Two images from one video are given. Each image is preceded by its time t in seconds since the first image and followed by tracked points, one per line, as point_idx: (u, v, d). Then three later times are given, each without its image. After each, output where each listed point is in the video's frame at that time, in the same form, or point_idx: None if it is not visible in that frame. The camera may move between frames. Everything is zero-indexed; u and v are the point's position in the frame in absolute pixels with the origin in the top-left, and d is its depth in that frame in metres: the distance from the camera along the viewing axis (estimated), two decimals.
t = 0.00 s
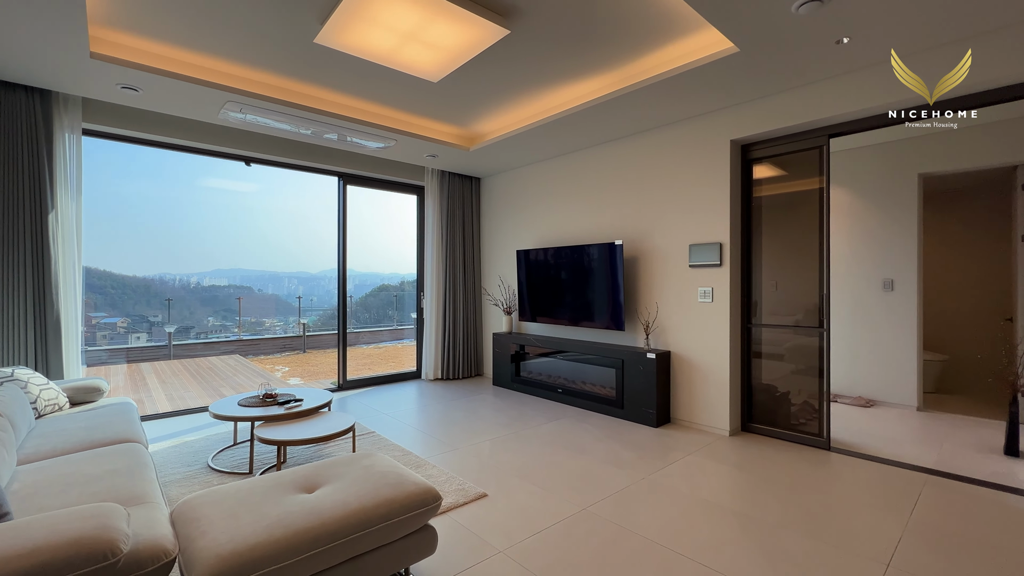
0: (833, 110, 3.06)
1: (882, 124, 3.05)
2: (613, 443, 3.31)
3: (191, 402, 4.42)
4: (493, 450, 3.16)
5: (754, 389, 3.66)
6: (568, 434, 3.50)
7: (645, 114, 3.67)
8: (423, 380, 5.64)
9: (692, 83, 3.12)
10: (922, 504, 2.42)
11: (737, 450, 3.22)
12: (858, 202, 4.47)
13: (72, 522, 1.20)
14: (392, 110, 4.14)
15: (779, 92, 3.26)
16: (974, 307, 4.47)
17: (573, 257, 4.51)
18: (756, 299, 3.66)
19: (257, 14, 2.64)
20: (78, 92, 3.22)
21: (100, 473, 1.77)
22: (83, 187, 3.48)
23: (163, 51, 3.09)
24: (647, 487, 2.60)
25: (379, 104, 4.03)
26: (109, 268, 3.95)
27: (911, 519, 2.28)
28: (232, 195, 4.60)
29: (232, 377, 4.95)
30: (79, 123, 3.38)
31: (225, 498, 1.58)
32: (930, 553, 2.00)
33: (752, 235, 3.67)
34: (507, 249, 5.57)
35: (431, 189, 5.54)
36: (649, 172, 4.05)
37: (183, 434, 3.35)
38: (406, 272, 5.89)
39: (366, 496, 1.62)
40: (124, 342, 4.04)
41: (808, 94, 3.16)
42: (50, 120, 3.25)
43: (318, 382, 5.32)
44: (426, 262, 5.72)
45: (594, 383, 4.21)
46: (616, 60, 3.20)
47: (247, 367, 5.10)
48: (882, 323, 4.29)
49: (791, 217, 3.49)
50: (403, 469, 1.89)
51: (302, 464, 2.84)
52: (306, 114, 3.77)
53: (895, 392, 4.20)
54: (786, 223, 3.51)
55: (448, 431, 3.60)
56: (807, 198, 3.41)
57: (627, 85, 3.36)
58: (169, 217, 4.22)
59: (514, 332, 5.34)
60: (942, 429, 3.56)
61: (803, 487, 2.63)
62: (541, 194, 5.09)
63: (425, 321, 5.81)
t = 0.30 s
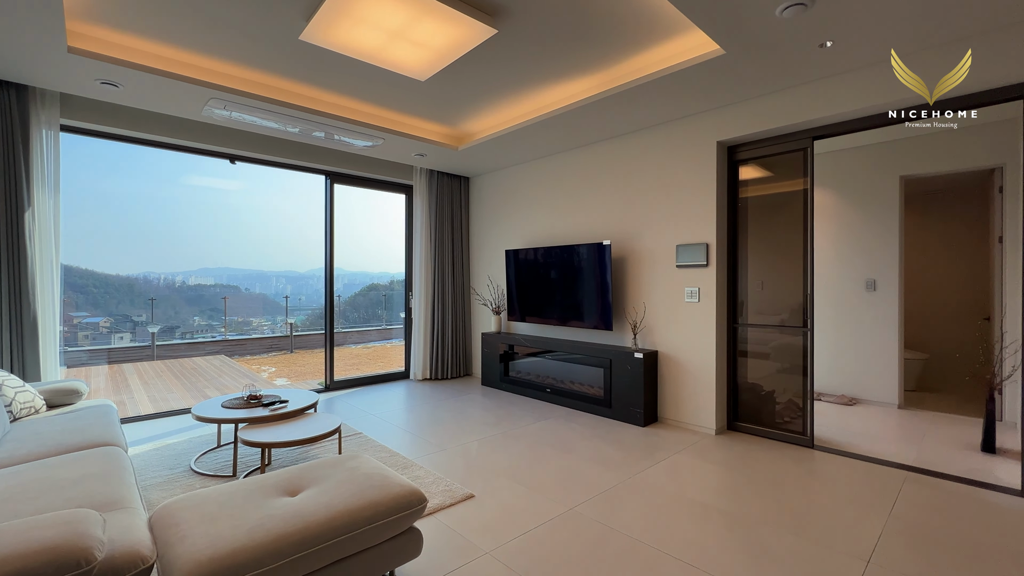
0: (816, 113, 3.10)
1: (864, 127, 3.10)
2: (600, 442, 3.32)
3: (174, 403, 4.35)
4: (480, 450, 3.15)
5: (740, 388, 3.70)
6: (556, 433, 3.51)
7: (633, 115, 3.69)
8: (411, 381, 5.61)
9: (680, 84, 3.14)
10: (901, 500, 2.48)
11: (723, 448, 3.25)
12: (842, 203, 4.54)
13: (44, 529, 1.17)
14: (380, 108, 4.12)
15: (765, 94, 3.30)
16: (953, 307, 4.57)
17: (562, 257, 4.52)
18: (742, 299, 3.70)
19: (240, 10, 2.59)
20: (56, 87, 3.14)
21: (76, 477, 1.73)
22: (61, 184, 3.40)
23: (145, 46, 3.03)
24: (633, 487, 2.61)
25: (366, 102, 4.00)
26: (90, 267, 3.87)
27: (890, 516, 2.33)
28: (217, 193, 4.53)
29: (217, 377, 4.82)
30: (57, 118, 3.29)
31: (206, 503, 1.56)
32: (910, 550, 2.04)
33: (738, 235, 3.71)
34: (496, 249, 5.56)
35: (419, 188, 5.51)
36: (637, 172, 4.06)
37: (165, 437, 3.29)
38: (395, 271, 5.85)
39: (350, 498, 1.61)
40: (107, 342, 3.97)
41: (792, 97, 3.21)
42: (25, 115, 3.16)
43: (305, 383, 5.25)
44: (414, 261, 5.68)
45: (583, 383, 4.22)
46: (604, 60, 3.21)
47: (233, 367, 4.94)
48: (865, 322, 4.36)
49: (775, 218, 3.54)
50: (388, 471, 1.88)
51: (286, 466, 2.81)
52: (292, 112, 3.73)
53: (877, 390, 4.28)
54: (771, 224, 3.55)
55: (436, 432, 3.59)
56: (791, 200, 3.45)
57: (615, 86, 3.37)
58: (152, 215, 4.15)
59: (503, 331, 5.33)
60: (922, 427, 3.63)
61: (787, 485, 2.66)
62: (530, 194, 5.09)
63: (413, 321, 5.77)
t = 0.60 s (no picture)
0: (806, 112, 3.10)
1: (853, 126, 3.10)
2: (590, 443, 3.29)
3: (156, 405, 4.25)
4: (469, 451, 3.11)
5: (730, 387, 3.69)
6: (545, 434, 3.48)
7: (623, 113, 3.66)
8: (400, 381, 5.55)
9: (670, 82, 3.12)
10: (889, 499, 2.48)
11: (712, 448, 3.24)
12: (830, 202, 4.57)
13: (3, 541, 1.10)
14: (367, 104, 4.05)
15: (755, 93, 3.29)
16: (939, 307, 4.62)
17: (552, 255, 4.49)
18: (732, 298, 3.69)
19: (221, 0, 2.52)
20: (30, 78, 3.04)
21: (44, 484, 1.66)
22: (36, 179, 3.29)
23: (122, 37, 2.94)
24: (623, 488, 2.58)
25: (353, 98, 3.94)
26: (75, 266, 3.77)
27: (878, 514, 2.33)
28: (201, 190, 4.43)
29: (200, 379, 4.83)
30: (31, 111, 3.19)
31: (181, 510, 1.50)
32: (899, 549, 2.04)
33: (728, 235, 3.71)
34: (486, 248, 5.51)
35: (408, 185, 5.44)
36: (627, 171, 4.04)
37: (145, 439, 3.20)
38: (384, 270, 5.78)
39: (332, 505, 1.55)
40: (91, 343, 3.85)
41: (782, 96, 3.20)
42: None
43: (291, 384, 5.16)
44: (403, 260, 5.61)
45: (573, 383, 4.19)
46: (595, 57, 3.18)
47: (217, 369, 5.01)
48: (853, 322, 4.39)
49: (765, 217, 3.53)
50: (372, 475, 1.83)
51: (269, 469, 2.74)
52: (277, 107, 3.65)
53: (864, 388, 4.30)
54: (761, 223, 3.55)
55: (424, 433, 3.54)
56: (780, 199, 3.45)
57: (605, 83, 3.34)
58: (135, 212, 4.04)
59: (492, 331, 5.29)
60: (908, 425, 3.65)
61: (776, 484, 2.66)
62: (520, 193, 5.05)
63: (402, 321, 5.70)
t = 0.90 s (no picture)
0: (803, 108, 3.06)
1: (850, 123, 3.06)
2: (584, 445, 3.22)
3: (135, 408, 4.09)
4: (458, 455, 3.03)
5: (725, 388, 3.64)
6: (538, 436, 3.41)
7: (617, 109, 3.59)
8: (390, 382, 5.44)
9: (665, 77, 3.05)
10: (885, 502, 2.44)
11: (707, 450, 3.19)
12: (823, 201, 4.54)
13: None
14: (355, 98, 3.95)
15: (751, 89, 3.24)
16: (931, 306, 4.61)
17: (544, 254, 4.41)
18: (727, 298, 3.64)
19: None
20: None
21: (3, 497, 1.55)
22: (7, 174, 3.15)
23: (96, 25, 2.82)
24: (617, 493, 2.52)
25: (340, 92, 3.83)
26: (58, 264, 3.65)
27: (875, 519, 2.29)
28: (184, 186, 4.32)
29: (183, 379, 4.86)
30: None
31: (149, 524, 1.40)
32: (899, 555, 1.99)
33: (723, 234, 3.66)
34: (478, 246, 5.43)
35: (398, 182, 5.33)
36: (621, 168, 3.98)
37: (121, 445, 3.08)
38: (374, 270, 5.67)
39: (311, 517, 1.47)
40: (75, 343, 3.72)
41: (778, 92, 3.15)
42: None
43: (278, 385, 5.04)
44: (393, 259, 5.50)
45: (565, 384, 4.12)
46: (588, 51, 3.11)
47: (199, 367, 5.17)
48: (846, 321, 4.37)
49: (760, 215, 3.48)
50: (355, 482, 1.75)
51: (251, 476, 2.64)
52: (261, 101, 3.54)
53: (857, 389, 4.29)
54: (755, 221, 3.50)
55: (413, 436, 3.44)
56: (776, 198, 3.41)
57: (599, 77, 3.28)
58: (117, 210, 3.93)
59: (484, 331, 5.20)
60: (902, 425, 3.64)
61: (773, 488, 2.61)
62: (512, 191, 4.97)
63: (392, 320, 5.59)
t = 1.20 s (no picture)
0: (803, 105, 3.00)
1: (851, 120, 3.00)
2: (579, 449, 3.15)
3: (116, 412, 3.92)
4: (451, 460, 2.94)
5: (722, 389, 3.58)
6: (532, 440, 3.33)
7: (613, 105, 3.52)
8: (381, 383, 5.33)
9: (664, 72, 2.98)
10: (889, 507, 2.39)
11: (705, 453, 3.13)
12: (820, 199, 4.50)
13: None
14: (344, 92, 3.85)
15: (750, 85, 3.18)
16: (926, 306, 4.59)
17: (539, 253, 4.33)
18: (724, 298, 3.58)
19: None
20: None
21: None
22: None
23: (70, 12, 2.70)
24: (615, 499, 2.44)
25: (328, 85, 3.72)
26: (45, 263, 3.57)
27: (879, 525, 2.23)
28: (171, 183, 4.18)
29: (171, 382, 4.48)
30: None
31: (117, 543, 1.30)
32: (904, 563, 1.93)
33: (720, 233, 3.60)
34: (471, 245, 5.33)
35: (389, 179, 5.23)
36: (617, 166, 3.90)
37: (99, 451, 2.96)
38: (365, 270, 5.55)
39: (293, 533, 1.37)
40: (62, 343, 3.64)
41: (778, 89, 3.09)
42: None
43: (267, 387, 4.95)
44: (384, 257, 5.39)
45: (560, 386, 4.05)
46: (585, 44, 3.03)
47: (185, 370, 4.53)
48: (843, 321, 4.33)
49: (758, 214, 3.42)
50: (346, 494, 1.67)
51: (234, 484, 2.53)
52: (246, 94, 3.42)
53: (854, 389, 4.25)
54: (753, 220, 3.44)
55: (404, 440, 3.35)
56: (774, 197, 3.35)
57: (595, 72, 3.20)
58: (101, 207, 3.82)
59: (477, 331, 5.11)
60: (900, 427, 3.60)
61: (774, 493, 2.55)
62: (506, 189, 4.89)
63: (383, 321, 5.48)
